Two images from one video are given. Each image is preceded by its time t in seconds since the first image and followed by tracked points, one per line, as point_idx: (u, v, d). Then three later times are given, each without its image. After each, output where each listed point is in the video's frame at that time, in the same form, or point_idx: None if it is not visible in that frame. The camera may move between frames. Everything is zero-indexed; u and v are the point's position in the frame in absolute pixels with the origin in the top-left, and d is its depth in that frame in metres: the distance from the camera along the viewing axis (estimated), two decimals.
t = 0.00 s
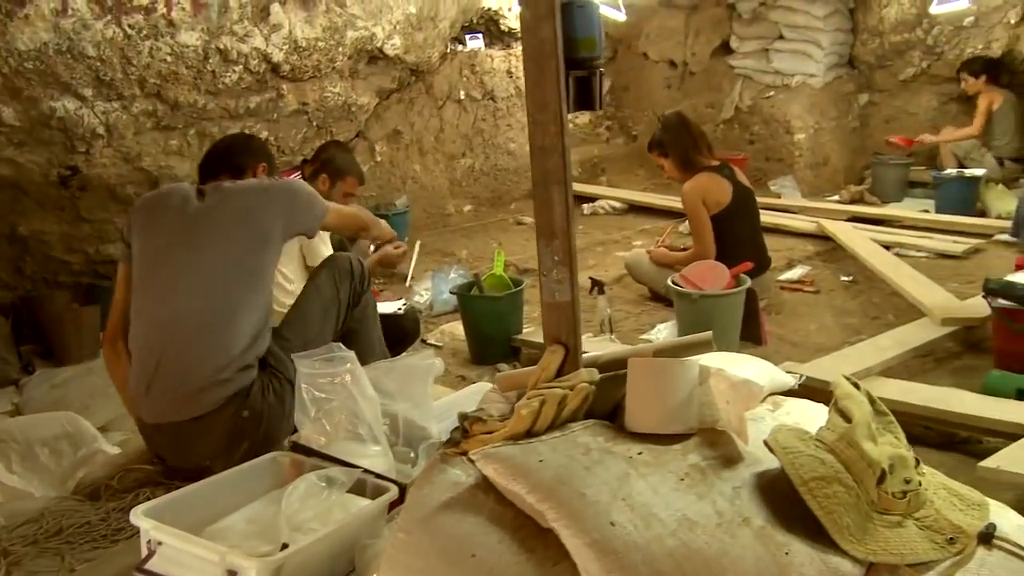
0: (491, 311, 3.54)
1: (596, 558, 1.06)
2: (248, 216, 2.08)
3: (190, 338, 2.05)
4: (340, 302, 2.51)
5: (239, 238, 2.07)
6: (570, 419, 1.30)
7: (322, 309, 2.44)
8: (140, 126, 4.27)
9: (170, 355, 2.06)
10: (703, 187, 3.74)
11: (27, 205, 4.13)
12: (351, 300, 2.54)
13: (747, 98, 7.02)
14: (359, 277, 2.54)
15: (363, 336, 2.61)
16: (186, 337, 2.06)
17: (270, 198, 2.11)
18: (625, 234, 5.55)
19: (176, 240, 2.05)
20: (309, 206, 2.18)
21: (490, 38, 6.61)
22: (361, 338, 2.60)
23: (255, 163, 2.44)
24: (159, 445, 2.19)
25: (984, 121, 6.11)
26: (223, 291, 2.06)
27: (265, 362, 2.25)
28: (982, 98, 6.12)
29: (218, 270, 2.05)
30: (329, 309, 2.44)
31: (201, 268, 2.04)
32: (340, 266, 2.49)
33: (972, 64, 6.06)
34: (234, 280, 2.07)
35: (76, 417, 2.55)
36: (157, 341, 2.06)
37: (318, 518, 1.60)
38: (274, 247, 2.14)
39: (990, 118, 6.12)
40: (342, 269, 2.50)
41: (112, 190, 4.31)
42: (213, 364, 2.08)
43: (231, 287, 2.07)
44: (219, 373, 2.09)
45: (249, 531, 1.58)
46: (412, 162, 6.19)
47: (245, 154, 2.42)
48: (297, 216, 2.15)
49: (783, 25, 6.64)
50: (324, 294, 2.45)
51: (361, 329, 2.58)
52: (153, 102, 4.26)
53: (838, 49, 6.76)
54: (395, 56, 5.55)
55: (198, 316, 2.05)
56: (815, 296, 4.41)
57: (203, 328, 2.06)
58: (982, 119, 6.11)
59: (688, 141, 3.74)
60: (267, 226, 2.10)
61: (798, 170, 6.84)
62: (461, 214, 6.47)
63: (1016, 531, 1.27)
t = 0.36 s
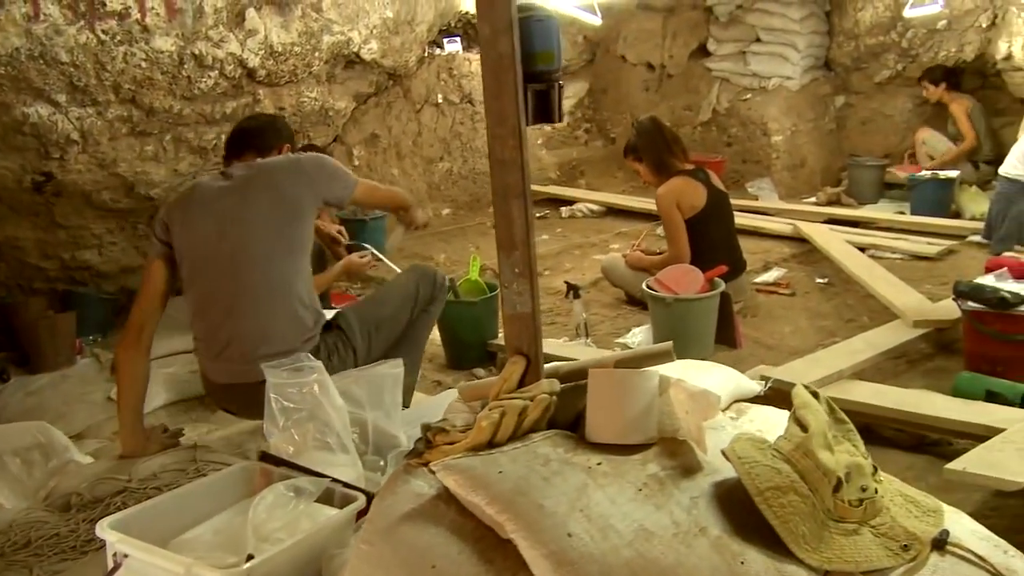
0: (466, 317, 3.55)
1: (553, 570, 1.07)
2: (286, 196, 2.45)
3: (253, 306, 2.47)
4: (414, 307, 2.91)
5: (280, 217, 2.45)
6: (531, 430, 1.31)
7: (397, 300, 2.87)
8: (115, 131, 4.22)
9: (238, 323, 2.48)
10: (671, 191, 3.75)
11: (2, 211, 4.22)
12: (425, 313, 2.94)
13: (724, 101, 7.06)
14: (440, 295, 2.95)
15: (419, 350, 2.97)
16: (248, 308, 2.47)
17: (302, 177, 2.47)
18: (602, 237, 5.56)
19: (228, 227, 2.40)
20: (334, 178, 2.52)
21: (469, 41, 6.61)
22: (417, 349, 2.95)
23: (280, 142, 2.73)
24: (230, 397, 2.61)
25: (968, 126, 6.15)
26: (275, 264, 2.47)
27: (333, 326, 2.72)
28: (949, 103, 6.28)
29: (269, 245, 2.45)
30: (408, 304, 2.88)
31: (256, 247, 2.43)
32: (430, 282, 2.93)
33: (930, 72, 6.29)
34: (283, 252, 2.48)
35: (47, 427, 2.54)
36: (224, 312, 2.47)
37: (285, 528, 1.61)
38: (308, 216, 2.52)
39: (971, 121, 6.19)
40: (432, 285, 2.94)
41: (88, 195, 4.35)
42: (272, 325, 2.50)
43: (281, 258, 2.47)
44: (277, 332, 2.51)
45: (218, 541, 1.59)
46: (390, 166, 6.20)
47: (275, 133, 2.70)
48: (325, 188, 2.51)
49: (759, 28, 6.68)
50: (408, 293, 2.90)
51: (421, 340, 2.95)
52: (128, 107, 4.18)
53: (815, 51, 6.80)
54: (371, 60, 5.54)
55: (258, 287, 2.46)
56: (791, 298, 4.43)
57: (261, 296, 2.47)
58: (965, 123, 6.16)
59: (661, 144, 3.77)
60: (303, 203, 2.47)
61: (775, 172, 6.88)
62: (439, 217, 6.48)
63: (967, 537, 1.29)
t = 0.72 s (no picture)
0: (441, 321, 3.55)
1: None
2: (317, 207, 2.63)
3: (265, 301, 2.63)
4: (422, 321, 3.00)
5: (306, 223, 2.64)
6: (491, 439, 1.33)
7: (404, 312, 2.97)
8: (88, 137, 4.20)
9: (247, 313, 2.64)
10: (643, 196, 3.75)
11: None
12: (430, 330, 3.02)
13: (700, 103, 7.09)
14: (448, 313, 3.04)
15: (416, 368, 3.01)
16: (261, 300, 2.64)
17: (337, 192, 2.64)
18: (579, 240, 5.58)
19: (256, 225, 2.62)
20: (367, 202, 2.66)
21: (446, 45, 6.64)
22: (415, 363, 3.00)
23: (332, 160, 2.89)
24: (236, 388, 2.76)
25: (933, 135, 6.26)
26: (292, 265, 2.64)
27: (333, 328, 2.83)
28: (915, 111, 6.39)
29: (291, 248, 2.63)
30: (418, 314, 2.98)
31: (276, 246, 2.61)
32: (441, 303, 3.03)
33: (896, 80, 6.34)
34: (305, 258, 2.65)
35: (15, 436, 2.52)
36: (240, 302, 2.66)
37: (252, 537, 1.61)
38: (338, 230, 2.69)
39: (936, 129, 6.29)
40: (443, 304, 3.04)
41: (61, 201, 4.35)
42: (280, 323, 2.66)
43: (300, 262, 2.64)
44: (284, 330, 2.66)
45: (184, 553, 1.60)
46: (367, 169, 6.20)
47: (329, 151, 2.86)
48: (358, 207, 2.67)
49: (735, 30, 6.70)
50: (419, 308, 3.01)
51: (422, 353, 3.00)
52: (101, 113, 4.16)
53: (791, 54, 6.84)
54: (348, 64, 5.51)
55: (273, 284, 2.63)
56: (766, 300, 4.44)
57: (275, 293, 2.64)
58: (929, 131, 6.27)
59: (635, 147, 3.77)
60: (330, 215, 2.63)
61: (752, 174, 6.92)
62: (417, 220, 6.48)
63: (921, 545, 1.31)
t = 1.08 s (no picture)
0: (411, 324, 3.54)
1: None
2: (282, 205, 2.74)
3: (228, 291, 2.76)
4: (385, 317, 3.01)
5: (267, 220, 2.74)
6: (446, 449, 1.34)
7: (369, 307, 3.01)
8: (55, 142, 4.16)
9: (211, 301, 2.78)
10: (623, 193, 3.75)
11: None
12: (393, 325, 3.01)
13: (674, 104, 7.10)
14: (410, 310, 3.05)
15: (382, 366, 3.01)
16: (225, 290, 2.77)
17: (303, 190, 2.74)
18: (553, 243, 5.58)
19: (221, 223, 2.76)
20: (332, 200, 2.75)
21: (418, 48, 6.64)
22: (380, 359, 2.99)
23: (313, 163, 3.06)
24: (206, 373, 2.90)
25: (895, 139, 6.32)
26: (253, 261, 2.75)
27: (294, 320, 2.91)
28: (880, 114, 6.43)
29: (256, 243, 2.75)
30: (382, 308, 3.01)
31: (238, 242, 2.74)
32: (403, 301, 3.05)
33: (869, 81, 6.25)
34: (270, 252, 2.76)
35: None
36: (207, 295, 2.80)
37: (212, 547, 1.61)
38: (302, 228, 2.79)
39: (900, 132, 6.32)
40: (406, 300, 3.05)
41: (28, 207, 4.28)
42: (243, 316, 2.78)
43: (264, 257, 2.75)
44: (246, 322, 2.79)
45: (141, 564, 1.60)
46: (340, 172, 6.18)
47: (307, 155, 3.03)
48: (320, 206, 2.75)
49: (707, 32, 6.75)
50: (382, 305, 3.03)
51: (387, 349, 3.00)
52: (70, 117, 4.12)
53: (762, 55, 6.88)
54: (319, 67, 5.48)
55: (237, 276, 2.76)
56: (738, 302, 4.44)
57: (238, 284, 2.76)
58: (892, 134, 6.31)
59: (617, 145, 3.76)
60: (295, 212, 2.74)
61: (725, 175, 6.94)
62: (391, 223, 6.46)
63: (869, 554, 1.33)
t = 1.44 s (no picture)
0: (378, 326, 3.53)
1: None
2: (267, 205, 2.73)
3: (212, 286, 2.75)
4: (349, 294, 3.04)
5: (250, 222, 2.73)
6: (399, 459, 1.37)
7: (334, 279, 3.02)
8: (18, 146, 4.09)
9: (194, 296, 2.76)
10: (614, 185, 3.75)
11: None
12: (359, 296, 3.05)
13: (645, 105, 7.13)
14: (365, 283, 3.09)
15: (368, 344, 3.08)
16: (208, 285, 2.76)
17: (286, 191, 2.74)
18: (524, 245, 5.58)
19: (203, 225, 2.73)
20: (314, 202, 2.76)
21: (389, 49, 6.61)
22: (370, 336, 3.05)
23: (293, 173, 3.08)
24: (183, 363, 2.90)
25: (867, 134, 6.36)
26: (237, 261, 2.75)
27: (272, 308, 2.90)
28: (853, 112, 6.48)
29: (241, 240, 2.74)
30: (343, 283, 3.01)
31: (221, 243, 2.72)
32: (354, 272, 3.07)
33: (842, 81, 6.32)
34: (254, 250, 2.76)
35: None
36: (189, 296, 2.78)
37: (168, 558, 1.60)
38: (283, 228, 2.78)
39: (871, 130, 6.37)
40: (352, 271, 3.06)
41: None
42: (228, 313, 2.78)
43: (249, 254, 2.75)
44: (232, 320, 2.78)
45: None
46: (310, 175, 6.13)
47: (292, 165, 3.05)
48: (301, 208, 2.76)
49: (678, 34, 6.77)
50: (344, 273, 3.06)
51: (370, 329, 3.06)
52: (32, 121, 4.06)
53: (732, 56, 6.91)
54: (288, 70, 5.43)
55: (221, 273, 2.75)
56: (707, 303, 4.42)
57: (222, 280, 2.75)
58: (863, 130, 6.35)
59: (607, 143, 3.80)
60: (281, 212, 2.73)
61: (695, 176, 6.95)
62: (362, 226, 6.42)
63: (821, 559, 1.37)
